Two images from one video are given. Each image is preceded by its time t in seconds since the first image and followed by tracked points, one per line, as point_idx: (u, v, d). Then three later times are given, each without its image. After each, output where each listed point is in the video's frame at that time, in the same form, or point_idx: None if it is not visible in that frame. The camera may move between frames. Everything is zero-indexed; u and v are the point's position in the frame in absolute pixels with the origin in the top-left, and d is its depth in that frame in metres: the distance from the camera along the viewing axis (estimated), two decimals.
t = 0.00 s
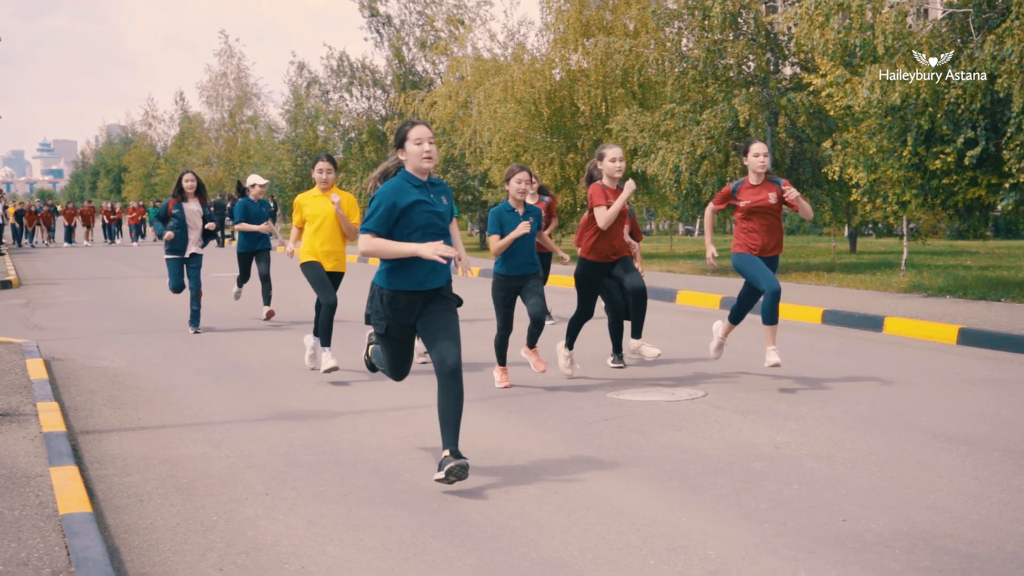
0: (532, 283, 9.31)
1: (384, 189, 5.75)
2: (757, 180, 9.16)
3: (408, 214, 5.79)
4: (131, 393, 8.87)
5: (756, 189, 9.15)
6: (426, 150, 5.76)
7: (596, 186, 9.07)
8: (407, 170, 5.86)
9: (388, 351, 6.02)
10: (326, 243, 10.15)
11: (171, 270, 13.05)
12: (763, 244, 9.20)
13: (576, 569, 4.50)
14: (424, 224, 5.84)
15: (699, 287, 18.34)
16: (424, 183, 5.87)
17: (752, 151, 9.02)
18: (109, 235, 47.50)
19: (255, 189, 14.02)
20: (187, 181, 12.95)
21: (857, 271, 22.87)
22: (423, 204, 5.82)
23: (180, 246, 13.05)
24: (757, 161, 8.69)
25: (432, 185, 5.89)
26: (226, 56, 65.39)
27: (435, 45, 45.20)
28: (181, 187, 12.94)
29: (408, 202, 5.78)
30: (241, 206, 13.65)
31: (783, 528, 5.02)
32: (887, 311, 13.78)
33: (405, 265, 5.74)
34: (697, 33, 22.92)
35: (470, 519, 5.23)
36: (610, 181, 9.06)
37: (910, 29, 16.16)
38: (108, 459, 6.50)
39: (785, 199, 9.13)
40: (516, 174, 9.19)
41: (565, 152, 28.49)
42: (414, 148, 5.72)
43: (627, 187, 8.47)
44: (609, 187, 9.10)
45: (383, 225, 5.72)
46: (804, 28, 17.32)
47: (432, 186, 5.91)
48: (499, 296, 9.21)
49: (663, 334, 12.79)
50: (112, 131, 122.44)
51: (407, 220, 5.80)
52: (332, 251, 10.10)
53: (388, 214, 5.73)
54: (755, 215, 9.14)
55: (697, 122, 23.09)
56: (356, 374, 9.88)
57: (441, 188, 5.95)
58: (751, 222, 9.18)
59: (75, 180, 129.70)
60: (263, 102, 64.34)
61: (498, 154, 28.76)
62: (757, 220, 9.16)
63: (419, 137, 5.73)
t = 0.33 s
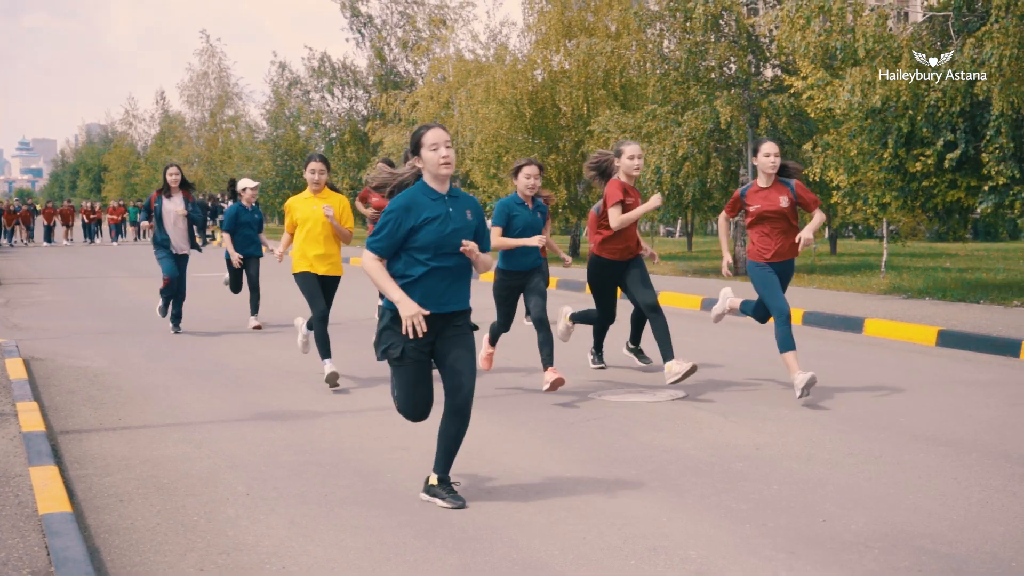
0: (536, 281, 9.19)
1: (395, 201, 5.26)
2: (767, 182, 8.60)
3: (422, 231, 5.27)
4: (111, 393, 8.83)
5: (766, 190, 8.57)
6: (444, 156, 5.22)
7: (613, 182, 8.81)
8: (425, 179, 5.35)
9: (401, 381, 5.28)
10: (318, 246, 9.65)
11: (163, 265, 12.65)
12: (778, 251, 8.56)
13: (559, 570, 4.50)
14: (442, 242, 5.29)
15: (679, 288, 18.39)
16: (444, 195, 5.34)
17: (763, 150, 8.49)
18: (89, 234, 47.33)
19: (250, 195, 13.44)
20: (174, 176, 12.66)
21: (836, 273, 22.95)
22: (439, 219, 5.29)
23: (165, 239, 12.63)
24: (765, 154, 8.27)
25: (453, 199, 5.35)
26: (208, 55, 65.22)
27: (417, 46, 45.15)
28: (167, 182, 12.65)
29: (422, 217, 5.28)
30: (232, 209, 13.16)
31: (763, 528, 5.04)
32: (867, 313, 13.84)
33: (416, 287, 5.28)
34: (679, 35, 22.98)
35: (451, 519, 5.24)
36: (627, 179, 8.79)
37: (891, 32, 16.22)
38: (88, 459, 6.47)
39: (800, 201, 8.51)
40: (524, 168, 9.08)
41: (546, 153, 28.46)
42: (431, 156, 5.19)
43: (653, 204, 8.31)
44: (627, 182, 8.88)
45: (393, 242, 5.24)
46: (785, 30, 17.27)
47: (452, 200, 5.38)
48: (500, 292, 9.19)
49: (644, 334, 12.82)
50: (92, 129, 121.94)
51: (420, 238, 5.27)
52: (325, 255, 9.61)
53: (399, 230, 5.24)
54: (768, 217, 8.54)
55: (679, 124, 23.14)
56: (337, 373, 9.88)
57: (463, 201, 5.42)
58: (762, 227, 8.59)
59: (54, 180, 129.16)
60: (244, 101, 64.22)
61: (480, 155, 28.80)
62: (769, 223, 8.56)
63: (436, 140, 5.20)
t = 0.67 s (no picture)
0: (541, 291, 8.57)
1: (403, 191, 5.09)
2: (783, 192, 8.08)
3: (429, 224, 5.06)
4: (91, 393, 8.79)
5: (781, 201, 8.07)
6: (460, 150, 4.96)
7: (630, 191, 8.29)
8: (441, 173, 5.10)
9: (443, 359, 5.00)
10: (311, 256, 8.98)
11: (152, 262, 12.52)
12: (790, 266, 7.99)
13: (540, 569, 4.50)
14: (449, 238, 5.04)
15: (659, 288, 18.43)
16: (458, 190, 5.08)
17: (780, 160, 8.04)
18: (69, 233, 47.15)
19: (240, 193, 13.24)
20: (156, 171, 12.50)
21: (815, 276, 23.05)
22: (446, 213, 5.05)
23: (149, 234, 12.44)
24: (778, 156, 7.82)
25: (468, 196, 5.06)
26: (189, 54, 65.01)
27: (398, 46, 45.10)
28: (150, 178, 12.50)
29: (430, 210, 5.07)
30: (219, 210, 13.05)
31: (744, 528, 5.05)
32: (846, 314, 13.88)
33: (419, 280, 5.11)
34: (661, 36, 23.04)
35: (432, 518, 5.24)
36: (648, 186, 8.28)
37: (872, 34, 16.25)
38: (67, 459, 6.44)
39: (817, 213, 8.06)
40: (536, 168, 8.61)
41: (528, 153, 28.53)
42: (444, 148, 4.95)
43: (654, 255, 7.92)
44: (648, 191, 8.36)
45: (396, 234, 5.09)
46: (767, 32, 17.27)
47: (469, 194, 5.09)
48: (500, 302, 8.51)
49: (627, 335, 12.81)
50: (71, 127, 121.41)
51: (426, 232, 5.07)
52: (322, 265, 8.91)
53: (403, 223, 5.08)
54: (782, 228, 8.01)
55: (661, 125, 23.18)
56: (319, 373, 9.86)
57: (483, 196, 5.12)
58: (776, 239, 8.04)
59: (33, 177, 128.58)
60: (226, 101, 64.11)
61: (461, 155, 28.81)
62: (785, 236, 8.02)
63: (454, 131, 4.93)
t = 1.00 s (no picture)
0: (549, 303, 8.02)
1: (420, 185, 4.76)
2: (804, 190, 7.81)
3: (442, 215, 4.68)
4: (69, 393, 8.76)
5: (806, 201, 7.80)
6: (480, 144, 4.59)
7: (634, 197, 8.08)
8: (461, 165, 4.73)
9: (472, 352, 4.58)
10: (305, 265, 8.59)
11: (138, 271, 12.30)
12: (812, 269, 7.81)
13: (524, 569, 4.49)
14: (463, 231, 4.63)
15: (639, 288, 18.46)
16: (475, 181, 4.69)
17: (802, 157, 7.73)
18: (47, 233, 46.92)
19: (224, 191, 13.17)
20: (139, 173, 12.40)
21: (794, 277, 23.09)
22: (460, 205, 4.66)
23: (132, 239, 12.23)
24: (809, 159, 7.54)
25: (483, 188, 4.67)
26: (167, 54, 64.74)
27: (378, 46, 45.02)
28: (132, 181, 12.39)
29: (444, 202, 4.69)
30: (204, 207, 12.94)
31: (724, 527, 5.07)
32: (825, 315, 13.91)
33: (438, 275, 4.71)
34: (640, 37, 23.07)
35: (413, 519, 5.23)
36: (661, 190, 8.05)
37: (850, 36, 16.31)
38: (46, 460, 6.42)
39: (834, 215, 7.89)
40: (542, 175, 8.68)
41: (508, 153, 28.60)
42: (463, 139, 4.59)
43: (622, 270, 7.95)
44: (657, 195, 8.08)
45: (409, 227, 4.75)
46: (745, 34, 17.35)
47: (487, 186, 4.69)
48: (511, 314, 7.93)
49: (607, 335, 12.82)
50: (48, 126, 120.76)
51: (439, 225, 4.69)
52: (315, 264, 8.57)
53: (416, 214, 4.73)
54: (809, 230, 7.78)
55: (641, 126, 23.20)
56: (299, 373, 9.83)
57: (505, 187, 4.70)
58: (800, 241, 7.81)
59: (10, 178, 127.86)
60: (204, 101, 63.96)
61: (439, 155, 28.73)
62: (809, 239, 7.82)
63: (476, 123, 4.56)
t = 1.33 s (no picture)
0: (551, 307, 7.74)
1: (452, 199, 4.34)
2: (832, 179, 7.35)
3: (474, 231, 4.25)
4: (47, 394, 8.73)
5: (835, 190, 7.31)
6: (518, 144, 4.20)
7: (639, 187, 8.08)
8: (491, 170, 4.31)
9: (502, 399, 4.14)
10: (304, 259, 8.10)
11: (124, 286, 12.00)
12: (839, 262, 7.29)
13: (508, 568, 4.50)
14: (498, 248, 4.23)
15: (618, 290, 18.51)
16: (507, 193, 4.26)
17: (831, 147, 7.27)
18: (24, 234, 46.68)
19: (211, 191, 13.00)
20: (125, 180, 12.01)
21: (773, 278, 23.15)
22: (492, 219, 4.24)
23: (118, 254, 11.95)
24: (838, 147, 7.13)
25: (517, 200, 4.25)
26: (145, 54, 64.48)
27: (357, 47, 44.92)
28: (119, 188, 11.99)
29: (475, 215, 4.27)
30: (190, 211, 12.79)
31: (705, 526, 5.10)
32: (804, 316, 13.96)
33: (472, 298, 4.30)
34: (620, 38, 23.14)
35: (394, 518, 5.24)
36: (673, 181, 7.74)
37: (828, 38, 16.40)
38: (25, 461, 6.40)
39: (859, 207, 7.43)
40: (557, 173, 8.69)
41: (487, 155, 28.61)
42: (498, 145, 4.20)
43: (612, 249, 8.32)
44: (666, 184, 7.76)
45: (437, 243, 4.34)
46: (724, 35, 17.43)
47: (522, 197, 4.26)
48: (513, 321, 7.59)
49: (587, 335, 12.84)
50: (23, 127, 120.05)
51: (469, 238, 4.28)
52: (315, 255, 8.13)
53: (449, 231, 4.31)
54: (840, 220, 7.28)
55: (620, 127, 23.20)
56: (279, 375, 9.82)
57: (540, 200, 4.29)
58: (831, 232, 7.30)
59: None
60: (183, 101, 63.80)
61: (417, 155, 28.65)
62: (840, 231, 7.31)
63: (513, 122, 4.20)
